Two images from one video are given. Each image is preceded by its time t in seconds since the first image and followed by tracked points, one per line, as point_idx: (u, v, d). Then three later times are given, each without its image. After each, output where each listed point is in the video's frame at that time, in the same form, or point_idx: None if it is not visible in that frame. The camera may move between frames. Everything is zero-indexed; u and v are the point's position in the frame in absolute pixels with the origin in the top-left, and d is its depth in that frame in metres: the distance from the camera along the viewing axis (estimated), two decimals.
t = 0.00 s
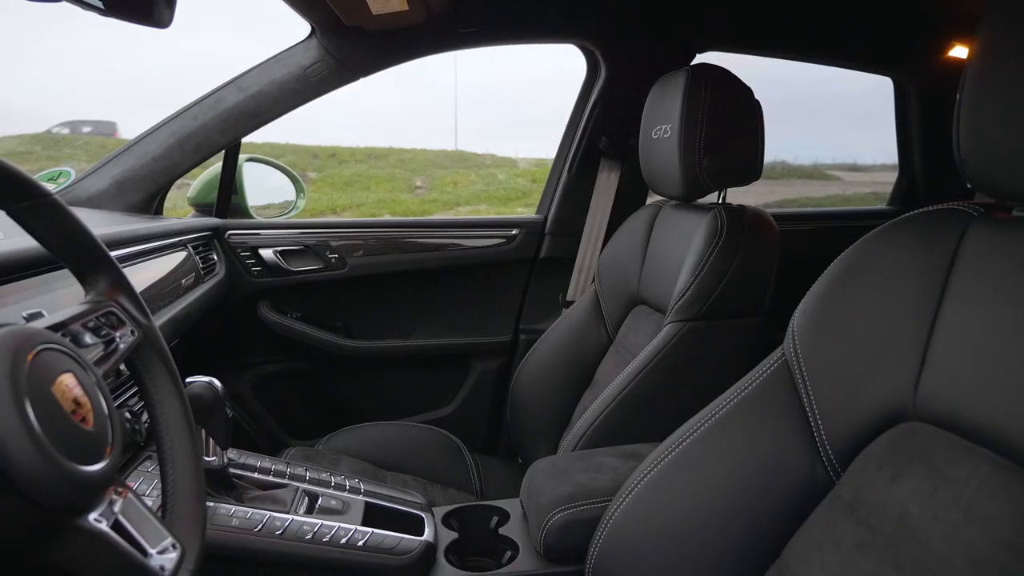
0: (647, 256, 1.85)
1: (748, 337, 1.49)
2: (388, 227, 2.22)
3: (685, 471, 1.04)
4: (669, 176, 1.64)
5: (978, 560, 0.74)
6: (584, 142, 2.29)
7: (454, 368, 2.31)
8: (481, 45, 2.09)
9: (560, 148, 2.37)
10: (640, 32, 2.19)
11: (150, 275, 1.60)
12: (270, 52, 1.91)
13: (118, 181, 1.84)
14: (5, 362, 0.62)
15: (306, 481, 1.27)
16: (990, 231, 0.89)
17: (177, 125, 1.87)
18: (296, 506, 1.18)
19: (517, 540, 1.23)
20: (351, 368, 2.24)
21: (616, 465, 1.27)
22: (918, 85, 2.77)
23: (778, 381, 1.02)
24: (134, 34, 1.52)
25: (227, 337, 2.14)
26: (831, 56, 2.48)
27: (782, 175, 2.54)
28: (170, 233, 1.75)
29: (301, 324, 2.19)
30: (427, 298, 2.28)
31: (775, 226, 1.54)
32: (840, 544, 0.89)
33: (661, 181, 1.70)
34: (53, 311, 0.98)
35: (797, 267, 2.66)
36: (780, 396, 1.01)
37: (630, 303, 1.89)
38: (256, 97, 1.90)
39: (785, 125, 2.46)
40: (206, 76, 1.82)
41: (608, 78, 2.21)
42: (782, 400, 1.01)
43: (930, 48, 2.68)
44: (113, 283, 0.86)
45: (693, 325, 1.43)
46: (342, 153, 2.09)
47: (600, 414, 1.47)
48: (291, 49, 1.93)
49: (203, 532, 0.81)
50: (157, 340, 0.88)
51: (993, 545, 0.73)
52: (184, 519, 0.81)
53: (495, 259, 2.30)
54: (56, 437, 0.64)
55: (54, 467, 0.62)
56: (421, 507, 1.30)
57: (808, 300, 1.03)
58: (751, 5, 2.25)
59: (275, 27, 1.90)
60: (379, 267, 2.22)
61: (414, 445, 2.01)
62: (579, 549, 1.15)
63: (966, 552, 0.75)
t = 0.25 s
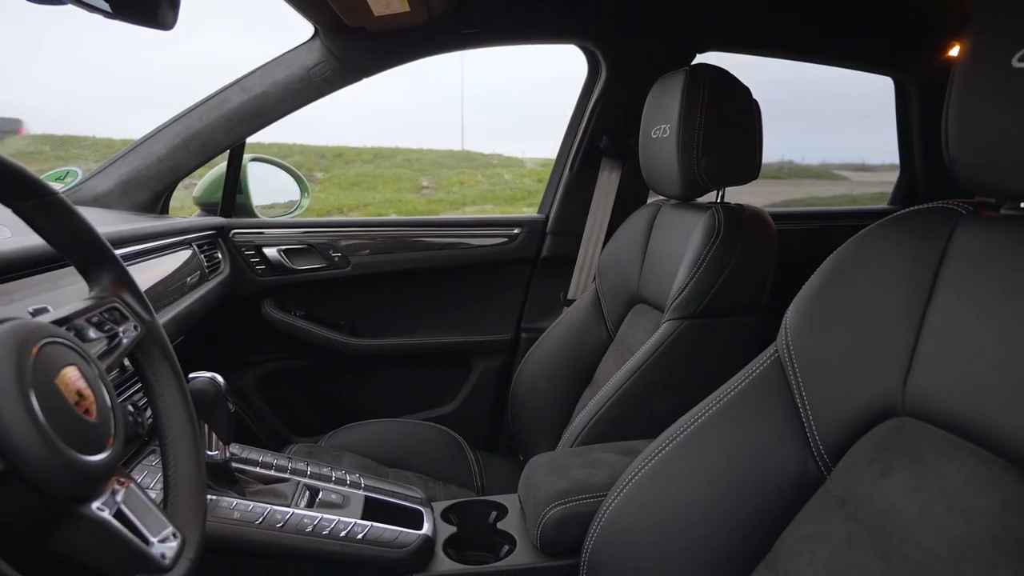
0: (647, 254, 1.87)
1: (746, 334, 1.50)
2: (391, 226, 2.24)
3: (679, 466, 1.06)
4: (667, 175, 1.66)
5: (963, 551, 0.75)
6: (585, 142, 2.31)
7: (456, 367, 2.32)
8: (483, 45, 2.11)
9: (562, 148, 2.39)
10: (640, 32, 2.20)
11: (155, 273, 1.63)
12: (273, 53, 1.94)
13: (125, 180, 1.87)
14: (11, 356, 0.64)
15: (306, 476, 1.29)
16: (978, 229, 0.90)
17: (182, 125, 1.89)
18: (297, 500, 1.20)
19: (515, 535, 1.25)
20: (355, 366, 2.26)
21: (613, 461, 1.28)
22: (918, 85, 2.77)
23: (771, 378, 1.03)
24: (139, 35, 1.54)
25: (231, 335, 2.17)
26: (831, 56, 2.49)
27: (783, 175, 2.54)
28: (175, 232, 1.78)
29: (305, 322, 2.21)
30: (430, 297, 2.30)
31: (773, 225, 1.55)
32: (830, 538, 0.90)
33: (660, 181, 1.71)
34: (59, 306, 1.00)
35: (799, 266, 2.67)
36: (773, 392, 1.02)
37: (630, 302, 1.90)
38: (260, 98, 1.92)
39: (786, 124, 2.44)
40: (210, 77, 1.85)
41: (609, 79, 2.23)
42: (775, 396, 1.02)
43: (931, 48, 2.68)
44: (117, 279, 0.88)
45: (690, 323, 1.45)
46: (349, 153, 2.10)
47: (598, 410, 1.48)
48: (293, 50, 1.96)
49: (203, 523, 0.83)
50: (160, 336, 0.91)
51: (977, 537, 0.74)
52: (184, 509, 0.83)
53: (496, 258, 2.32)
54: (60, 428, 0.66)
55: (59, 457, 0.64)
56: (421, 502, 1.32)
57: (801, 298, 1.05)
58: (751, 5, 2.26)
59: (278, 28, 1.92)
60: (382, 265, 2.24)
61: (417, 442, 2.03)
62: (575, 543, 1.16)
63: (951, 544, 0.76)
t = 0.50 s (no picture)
0: (647, 252, 1.88)
1: (743, 331, 1.52)
2: (396, 225, 2.26)
3: (673, 460, 1.07)
4: (667, 174, 1.67)
5: (947, 541, 0.76)
6: (587, 141, 2.33)
7: (459, 364, 2.35)
8: (486, 45, 2.12)
9: (564, 147, 2.40)
10: (642, 32, 2.21)
11: (162, 270, 1.65)
12: (279, 53, 1.96)
13: (132, 179, 1.90)
14: (20, 345, 0.66)
15: (309, 468, 1.31)
16: (968, 226, 0.91)
17: (189, 125, 1.92)
18: (300, 491, 1.23)
19: (514, 527, 1.27)
20: (359, 363, 2.28)
21: (611, 455, 1.30)
22: (920, 84, 2.78)
23: (765, 372, 1.05)
24: (146, 36, 1.57)
25: (237, 331, 2.19)
26: (834, 56, 2.50)
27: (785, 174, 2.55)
28: (181, 229, 1.80)
29: (310, 319, 2.24)
30: (433, 294, 2.32)
31: (772, 223, 1.57)
32: (820, 529, 0.92)
33: (659, 179, 1.73)
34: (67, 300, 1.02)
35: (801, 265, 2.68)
36: (766, 386, 1.04)
37: (631, 299, 1.92)
38: (265, 97, 1.95)
39: (789, 124, 2.45)
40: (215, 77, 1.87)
41: (611, 79, 2.24)
42: (768, 390, 1.04)
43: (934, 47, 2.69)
44: (124, 274, 0.90)
45: (688, 319, 1.46)
46: (356, 153, 2.15)
47: (596, 406, 1.50)
48: (298, 51, 1.98)
49: (207, 511, 0.85)
50: (165, 328, 0.93)
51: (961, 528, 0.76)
52: (189, 497, 0.85)
53: (499, 256, 2.34)
54: (67, 415, 0.68)
55: (66, 443, 0.66)
56: (421, 495, 1.34)
57: (795, 293, 1.06)
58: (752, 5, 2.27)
59: (283, 28, 1.95)
60: (386, 263, 2.26)
61: (420, 439, 2.05)
62: (572, 535, 1.18)
63: (936, 534, 0.78)
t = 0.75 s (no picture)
0: (649, 250, 1.90)
1: (742, 328, 1.54)
2: (401, 223, 2.29)
3: (669, 452, 1.09)
4: (667, 172, 1.69)
5: (933, 530, 0.78)
6: (589, 140, 2.34)
7: (463, 361, 2.37)
8: (488, 46, 2.15)
9: (567, 146, 2.42)
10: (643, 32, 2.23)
11: (170, 268, 1.68)
12: (284, 53, 1.99)
13: (141, 178, 1.93)
14: (32, 335, 0.69)
15: (313, 461, 1.34)
16: (958, 222, 0.93)
17: (196, 124, 1.95)
18: (304, 483, 1.26)
19: (514, 520, 1.29)
20: (364, 360, 2.31)
21: (610, 449, 1.32)
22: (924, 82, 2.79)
23: (760, 367, 1.06)
24: (154, 37, 1.60)
25: (243, 329, 2.22)
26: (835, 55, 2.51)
27: (788, 173, 2.56)
28: (188, 227, 1.83)
29: (316, 316, 2.27)
30: (437, 292, 2.35)
31: (771, 221, 1.58)
32: (812, 520, 0.94)
33: (660, 178, 1.74)
34: (76, 293, 1.05)
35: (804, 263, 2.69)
36: (761, 380, 1.06)
37: (633, 297, 1.94)
38: (271, 97, 1.98)
39: (793, 126, 2.46)
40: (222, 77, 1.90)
41: (613, 78, 2.26)
42: (763, 385, 1.05)
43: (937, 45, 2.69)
44: (131, 268, 0.93)
45: (688, 316, 1.48)
46: (364, 153, 2.13)
47: (596, 401, 1.52)
48: (303, 51, 2.00)
49: (211, 498, 0.88)
50: (171, 322, 0.95)
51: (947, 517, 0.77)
52: (194, 485, 0.87)
53: (502, 254, 2.36)
54: (76, 403, 0.70)
55: (75, 430, 0.68)
56: (423, 488, 1.36)
57: (790, 288, 1.07)
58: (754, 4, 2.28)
59: (288, 30, 1.97)
60: (390, 261, 2.28)
61: (423, 434, 2.07)
62: (571, 527, 1.20)
63: (923, 523, 0.79)
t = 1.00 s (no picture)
0: (654, 248, 1.91)
1: (743, 324, 1.55)
2: (409, 221, 2.31)
3: (668, 444, 1.11)
4: (671, 170, 1.71)
5: (923, 518, 0.79)
6: (595, 139, 2.36)
7: (470, 357, 2.39)
8: (494, 45, 2.17)
9: (573, 145, 2.43)
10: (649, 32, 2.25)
11: (182, 264, 1.72)
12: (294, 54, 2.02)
13: (153, 176, 1.96)
14: (50, 325, 0.72)
15: (321, 453, 1.37)
16: (952, 217, 0.94)
17: (207, 123, 1.98)
18: (311, 474, 1.28)
19: (517, 511, 1.31)
20: (372, 356, 2.34)
21: (611, 442, 1.34)
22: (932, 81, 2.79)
23: (758, 360, 1.08)
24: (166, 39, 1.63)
25: (254, 325, 2.26)
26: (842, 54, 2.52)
27: (795, 172, 2.57)
28: (199, 224, 1.87)
29: (324, 312, 2.30)
30: (445, 289, 2.37)
31: (773, 218, 1.59)
32: (808, 510, 0.95)
33: (664, 175, 1.76)
34: (89, 285, 1.08)
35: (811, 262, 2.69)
36: (759, 373, 1.07)
37: (638, 294, 1.95)
38: (281, 97, 2.01)
39: (806, 126, 2.45)
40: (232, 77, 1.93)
41: (618, 77, 2.28)
42: (761, 377, 1.07)
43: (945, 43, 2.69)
44: (143, 262, 0.96)
45: (690, 312, 1.50)
46: (374, 152, 2.15)
47: (599, 395, 1.53)
48: (311, 51, 2.03)
49: (221, 484, 0.90)
50: (182, 314, 0.98)
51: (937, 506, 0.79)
52: (203, 472, 0.90)
53: (509, 252, 2.38)
54: (91, 391, 0.73)
55: (90, 416, 0.71)
56: (429, 480, 1.39)
57: (788, 283, 1.09)
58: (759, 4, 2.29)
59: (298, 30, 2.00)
60: (398, 258, 2.31)
61: (430, 429, 2.10)
62: (572, 518, 1.22)
63: (914, 512, 0.81)
